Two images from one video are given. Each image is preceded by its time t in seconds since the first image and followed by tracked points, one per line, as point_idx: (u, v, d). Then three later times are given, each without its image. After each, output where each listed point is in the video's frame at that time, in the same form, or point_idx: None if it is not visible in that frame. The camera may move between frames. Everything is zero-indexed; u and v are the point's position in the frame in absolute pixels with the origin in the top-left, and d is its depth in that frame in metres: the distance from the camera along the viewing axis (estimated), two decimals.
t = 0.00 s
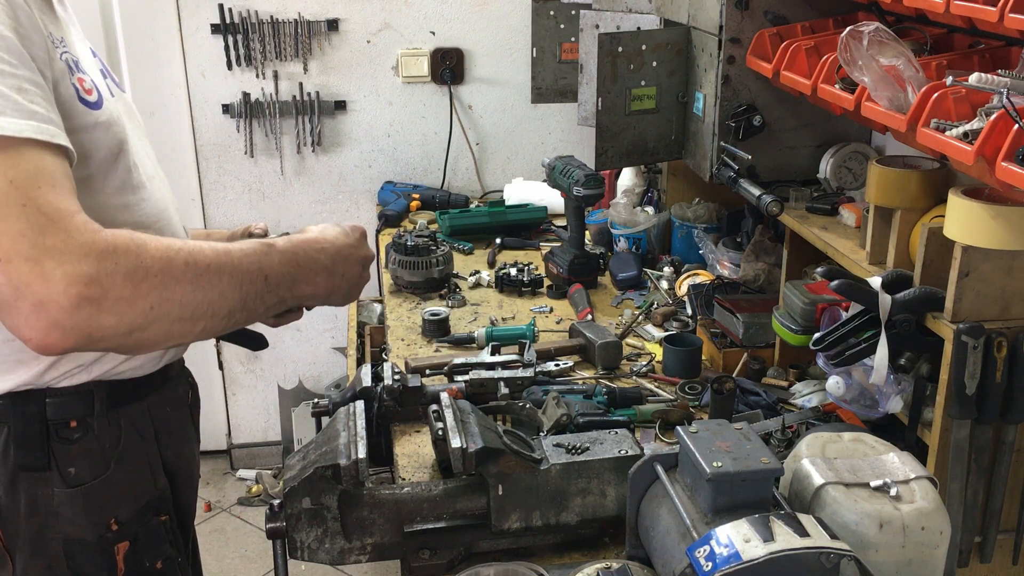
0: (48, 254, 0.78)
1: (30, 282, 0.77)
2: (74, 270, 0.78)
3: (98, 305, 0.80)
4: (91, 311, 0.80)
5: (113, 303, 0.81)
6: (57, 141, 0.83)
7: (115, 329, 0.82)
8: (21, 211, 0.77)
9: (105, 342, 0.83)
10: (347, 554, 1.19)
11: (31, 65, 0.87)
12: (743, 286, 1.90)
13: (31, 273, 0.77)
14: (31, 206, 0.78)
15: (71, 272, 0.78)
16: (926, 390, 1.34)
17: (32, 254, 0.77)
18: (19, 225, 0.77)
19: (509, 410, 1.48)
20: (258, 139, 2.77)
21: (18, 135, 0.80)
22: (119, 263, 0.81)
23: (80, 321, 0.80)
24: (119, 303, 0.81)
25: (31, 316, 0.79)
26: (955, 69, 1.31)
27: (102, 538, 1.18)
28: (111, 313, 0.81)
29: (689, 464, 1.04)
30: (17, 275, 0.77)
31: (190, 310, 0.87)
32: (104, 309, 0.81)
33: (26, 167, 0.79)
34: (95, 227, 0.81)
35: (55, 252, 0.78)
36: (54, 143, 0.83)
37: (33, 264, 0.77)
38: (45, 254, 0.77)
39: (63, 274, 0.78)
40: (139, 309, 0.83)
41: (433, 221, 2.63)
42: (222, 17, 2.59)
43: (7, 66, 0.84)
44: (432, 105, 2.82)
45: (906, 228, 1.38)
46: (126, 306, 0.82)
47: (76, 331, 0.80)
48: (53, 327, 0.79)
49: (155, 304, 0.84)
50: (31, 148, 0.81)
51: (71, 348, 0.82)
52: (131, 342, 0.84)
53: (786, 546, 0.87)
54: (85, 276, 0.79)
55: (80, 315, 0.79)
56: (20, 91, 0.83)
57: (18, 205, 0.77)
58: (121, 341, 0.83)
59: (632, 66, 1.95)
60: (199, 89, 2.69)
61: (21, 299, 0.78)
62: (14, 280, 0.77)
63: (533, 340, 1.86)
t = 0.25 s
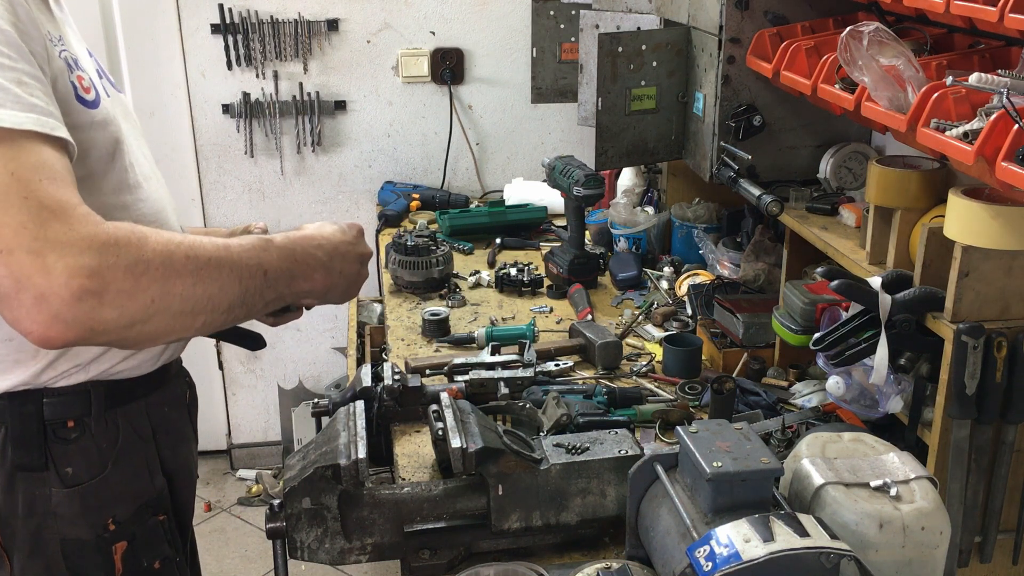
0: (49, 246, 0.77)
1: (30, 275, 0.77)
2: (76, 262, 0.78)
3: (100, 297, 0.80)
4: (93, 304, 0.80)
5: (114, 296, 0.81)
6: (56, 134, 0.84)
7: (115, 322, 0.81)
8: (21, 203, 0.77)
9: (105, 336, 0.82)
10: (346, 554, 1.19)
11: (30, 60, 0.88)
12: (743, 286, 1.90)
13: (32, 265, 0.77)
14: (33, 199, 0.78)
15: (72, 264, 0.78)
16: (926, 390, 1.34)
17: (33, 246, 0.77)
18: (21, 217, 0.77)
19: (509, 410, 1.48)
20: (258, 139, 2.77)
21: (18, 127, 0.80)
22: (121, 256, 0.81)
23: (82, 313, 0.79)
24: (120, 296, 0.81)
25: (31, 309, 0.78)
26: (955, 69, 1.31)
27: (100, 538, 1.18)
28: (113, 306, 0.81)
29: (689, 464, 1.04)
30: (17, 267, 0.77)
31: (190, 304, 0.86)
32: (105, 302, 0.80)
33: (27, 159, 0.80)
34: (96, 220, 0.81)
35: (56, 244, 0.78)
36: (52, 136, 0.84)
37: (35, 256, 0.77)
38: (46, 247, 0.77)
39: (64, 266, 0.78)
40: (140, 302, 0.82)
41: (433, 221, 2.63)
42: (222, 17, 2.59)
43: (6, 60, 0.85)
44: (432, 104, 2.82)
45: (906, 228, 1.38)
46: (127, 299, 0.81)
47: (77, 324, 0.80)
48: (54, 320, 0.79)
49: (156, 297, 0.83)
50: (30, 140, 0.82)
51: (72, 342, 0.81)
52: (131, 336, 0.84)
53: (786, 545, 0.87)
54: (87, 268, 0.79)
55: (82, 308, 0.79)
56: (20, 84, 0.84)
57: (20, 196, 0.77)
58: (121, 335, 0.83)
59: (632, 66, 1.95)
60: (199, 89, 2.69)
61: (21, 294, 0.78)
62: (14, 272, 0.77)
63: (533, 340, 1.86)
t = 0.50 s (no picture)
0: (49, 238, 0.77)
1: (29, 267, 0.77)
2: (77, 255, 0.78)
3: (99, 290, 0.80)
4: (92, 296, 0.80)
5: (114, 290, 0.80)
6: (63, 127, 0.85)
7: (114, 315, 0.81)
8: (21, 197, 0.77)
9: (105, 330, 0.82)
10: (347, 554, 1.19)
11: (35, 52, 0.88)
12: (743, 286, 1.90)
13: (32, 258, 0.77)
14: (34, 191, 0.78)
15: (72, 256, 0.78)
16: (926, 390, 1.34)
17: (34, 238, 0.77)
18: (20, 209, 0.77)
19: (509, 410, 1.48)
20: (258, 139, 2.77)
21: (26, 119, 0.81)
22: (121, 249, 0.81)
23: (82, 306, 0.79)
24: (120, 289, 0.81)
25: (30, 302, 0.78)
26: (955, 69, 1.31)
27: (100, 537, 1.19)
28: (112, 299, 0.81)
29: (689, 465, 1.04)
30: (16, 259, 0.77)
31: (188, 299, 0.86)
32: (105, 295, 0.80)
33: (30, 151, 0.80)
34: (97, 213, 0.81)
35: (55, 237, 0.77)
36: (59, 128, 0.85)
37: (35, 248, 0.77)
38: (46, 239, 0.77)
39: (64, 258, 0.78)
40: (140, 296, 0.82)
41: (433, 221, 2.63)
42: (222, 17, 2.59)
43: (12, 53, 0.85)
44: (432, 104, 2.82)
45: (906, 228, 1.38)
46: (127, 293, 0.81)
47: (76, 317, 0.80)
48: (53, 313, 0.79)
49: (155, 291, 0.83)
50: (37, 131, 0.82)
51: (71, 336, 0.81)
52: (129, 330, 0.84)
53: (786, 545, 0.87)
54: (88, 261, 0.79)
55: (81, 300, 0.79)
56: (27, 77, 0.85)
57: (20, 188, 0.77)
58: (120, 329, 0.83)
59: (632, 66, 1.95)
60: (199, 89, 2.69)
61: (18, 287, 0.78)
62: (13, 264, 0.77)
63: (533, 340, 1.86)
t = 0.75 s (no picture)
0: (49, 229, 0.77)
1: (26, 258, 0.77)
2: (73, 248, 0.78)
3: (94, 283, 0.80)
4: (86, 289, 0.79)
5: (108, 284, 0.80)
6: (74, 117, 0.87)
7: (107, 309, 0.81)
8: (25, 191, 0.77)
9: (98, 323, 0.82)
10: (347, 554, 1.19)
11: (46, 43, 0.90)
12: (743, 286, 1.90)
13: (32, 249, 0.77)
14: (37, 181, 0.78)
15: (70, 249, 0.78)
16: (926, 390, 1.34)
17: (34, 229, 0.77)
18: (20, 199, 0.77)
19: (509, 410, 1.48)
20: (258, 139, 2.77)
21: (43, 107, 0.82)
22: (118, 242, 0.80)
23: (76, 299, 0.79)
24: (114, 283, 0.81)
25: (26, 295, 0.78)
26: (955, 69, 1.31)
27: (102, 537, 1.19)
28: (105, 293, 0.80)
29: (689, 465, 1.04)
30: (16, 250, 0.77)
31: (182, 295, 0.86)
32: (99, 289, 0.80)
33: (37, 142, 0.80)
34: (97, 205, 0.81)
35: (55, 230, 0.77)
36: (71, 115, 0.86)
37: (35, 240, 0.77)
38: (46, 231, 0.77)
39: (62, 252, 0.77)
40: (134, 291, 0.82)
41: (433, 221, 2.63)
42: (222, 17, 2.59)
43: (26, 43, 0.87)
44: (432, 104, 2.82)
45: (906, 228, 1.38)
46: (121, 288, 0.81)
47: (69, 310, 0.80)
48: (47, 305, 0.79)
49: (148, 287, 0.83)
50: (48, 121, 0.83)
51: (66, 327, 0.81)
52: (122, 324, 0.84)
53: (786, 545, 0.87)
54: (85, 254, 0.78)
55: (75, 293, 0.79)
56: (41, 66, 0.86)
57: (24, 177, 0.77)
58: (113, 322, 0.83)
59: (632, 66, 1.95)
60: (199, 89, 2.69)
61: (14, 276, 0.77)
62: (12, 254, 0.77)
63: (534, 340, 1.86)
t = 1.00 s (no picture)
0: (39, 227, 0.77)
1: (14, 252, 0.76)
2: (62, 244, 0.78)
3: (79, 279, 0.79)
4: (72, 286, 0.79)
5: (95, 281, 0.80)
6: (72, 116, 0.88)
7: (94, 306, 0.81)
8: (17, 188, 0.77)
9: (84, 320, 0.82)
10: (347, 554, 1.19)
11: (46, 43, 0.90)
12: (743, 286, 1.90)
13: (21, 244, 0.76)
14: (29, 177, 0.78)
15: (60, 246, 0.77)
16: (926, 390, 1.34)
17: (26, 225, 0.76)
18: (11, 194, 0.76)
19: (509, 409, 1.48)
20: (258, 139, 2.77)
21: (43, 109, 0.83)
22: (105, 239, 0.80)
23: (63, 297, 0.79)
24: (100, 280, 0.80)
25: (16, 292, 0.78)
26: (955, 69, 1.31)
27: (104, 538, 1.19)
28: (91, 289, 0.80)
29: (689, 464, 1.04)
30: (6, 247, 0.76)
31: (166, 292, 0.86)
32: (86, 285, 0.80)
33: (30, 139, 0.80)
34: (86, 201, 0.81)
35: (47, 226, 0.77)
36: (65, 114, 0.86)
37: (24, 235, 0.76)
38: (36, 227, 0.77)
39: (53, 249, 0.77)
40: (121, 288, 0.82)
41: (433, 221, 2.63)
42: (222, 17, 2.59)
43: (24, 43, 0.87)
44: (432, 104, 2.82)
45: (906, 228, 1.38)
46: (106, 284, 0.81)
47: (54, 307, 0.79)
48: (35, 301, 0.79)
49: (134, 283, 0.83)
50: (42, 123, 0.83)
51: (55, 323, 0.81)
52: (106, 320, 0.83)
53: (786, 545, 0.87)
54: (73, 251, 0.78)
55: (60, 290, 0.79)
56: (39, 67, 0.86)
57: (18, 173, 0.77)
58: (99, 319, 0.83)
59: (632, 66, 1.95)
60: (199, 90, 2.69)
61: None
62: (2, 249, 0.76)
63: (534, 340, 1.86)
